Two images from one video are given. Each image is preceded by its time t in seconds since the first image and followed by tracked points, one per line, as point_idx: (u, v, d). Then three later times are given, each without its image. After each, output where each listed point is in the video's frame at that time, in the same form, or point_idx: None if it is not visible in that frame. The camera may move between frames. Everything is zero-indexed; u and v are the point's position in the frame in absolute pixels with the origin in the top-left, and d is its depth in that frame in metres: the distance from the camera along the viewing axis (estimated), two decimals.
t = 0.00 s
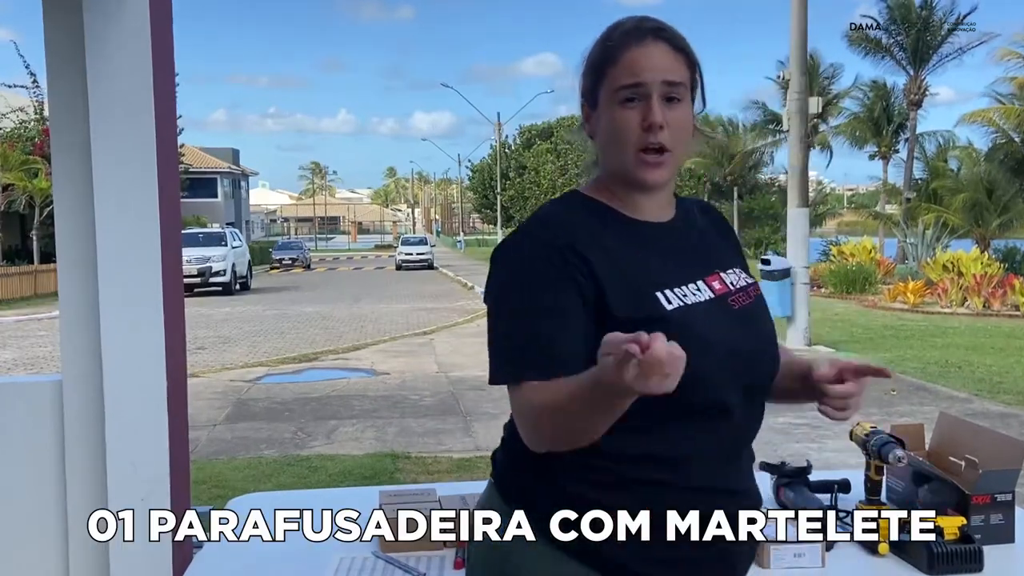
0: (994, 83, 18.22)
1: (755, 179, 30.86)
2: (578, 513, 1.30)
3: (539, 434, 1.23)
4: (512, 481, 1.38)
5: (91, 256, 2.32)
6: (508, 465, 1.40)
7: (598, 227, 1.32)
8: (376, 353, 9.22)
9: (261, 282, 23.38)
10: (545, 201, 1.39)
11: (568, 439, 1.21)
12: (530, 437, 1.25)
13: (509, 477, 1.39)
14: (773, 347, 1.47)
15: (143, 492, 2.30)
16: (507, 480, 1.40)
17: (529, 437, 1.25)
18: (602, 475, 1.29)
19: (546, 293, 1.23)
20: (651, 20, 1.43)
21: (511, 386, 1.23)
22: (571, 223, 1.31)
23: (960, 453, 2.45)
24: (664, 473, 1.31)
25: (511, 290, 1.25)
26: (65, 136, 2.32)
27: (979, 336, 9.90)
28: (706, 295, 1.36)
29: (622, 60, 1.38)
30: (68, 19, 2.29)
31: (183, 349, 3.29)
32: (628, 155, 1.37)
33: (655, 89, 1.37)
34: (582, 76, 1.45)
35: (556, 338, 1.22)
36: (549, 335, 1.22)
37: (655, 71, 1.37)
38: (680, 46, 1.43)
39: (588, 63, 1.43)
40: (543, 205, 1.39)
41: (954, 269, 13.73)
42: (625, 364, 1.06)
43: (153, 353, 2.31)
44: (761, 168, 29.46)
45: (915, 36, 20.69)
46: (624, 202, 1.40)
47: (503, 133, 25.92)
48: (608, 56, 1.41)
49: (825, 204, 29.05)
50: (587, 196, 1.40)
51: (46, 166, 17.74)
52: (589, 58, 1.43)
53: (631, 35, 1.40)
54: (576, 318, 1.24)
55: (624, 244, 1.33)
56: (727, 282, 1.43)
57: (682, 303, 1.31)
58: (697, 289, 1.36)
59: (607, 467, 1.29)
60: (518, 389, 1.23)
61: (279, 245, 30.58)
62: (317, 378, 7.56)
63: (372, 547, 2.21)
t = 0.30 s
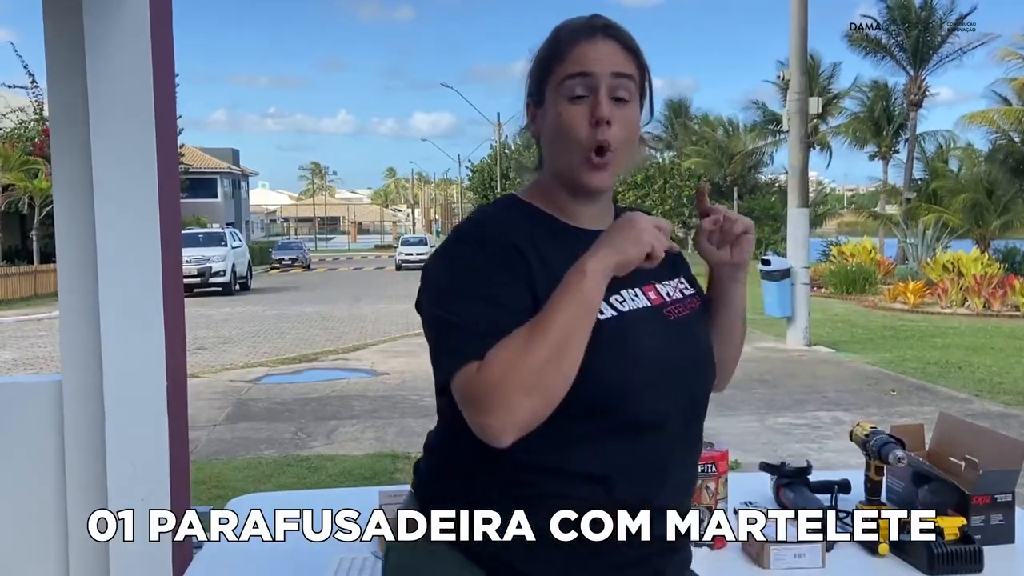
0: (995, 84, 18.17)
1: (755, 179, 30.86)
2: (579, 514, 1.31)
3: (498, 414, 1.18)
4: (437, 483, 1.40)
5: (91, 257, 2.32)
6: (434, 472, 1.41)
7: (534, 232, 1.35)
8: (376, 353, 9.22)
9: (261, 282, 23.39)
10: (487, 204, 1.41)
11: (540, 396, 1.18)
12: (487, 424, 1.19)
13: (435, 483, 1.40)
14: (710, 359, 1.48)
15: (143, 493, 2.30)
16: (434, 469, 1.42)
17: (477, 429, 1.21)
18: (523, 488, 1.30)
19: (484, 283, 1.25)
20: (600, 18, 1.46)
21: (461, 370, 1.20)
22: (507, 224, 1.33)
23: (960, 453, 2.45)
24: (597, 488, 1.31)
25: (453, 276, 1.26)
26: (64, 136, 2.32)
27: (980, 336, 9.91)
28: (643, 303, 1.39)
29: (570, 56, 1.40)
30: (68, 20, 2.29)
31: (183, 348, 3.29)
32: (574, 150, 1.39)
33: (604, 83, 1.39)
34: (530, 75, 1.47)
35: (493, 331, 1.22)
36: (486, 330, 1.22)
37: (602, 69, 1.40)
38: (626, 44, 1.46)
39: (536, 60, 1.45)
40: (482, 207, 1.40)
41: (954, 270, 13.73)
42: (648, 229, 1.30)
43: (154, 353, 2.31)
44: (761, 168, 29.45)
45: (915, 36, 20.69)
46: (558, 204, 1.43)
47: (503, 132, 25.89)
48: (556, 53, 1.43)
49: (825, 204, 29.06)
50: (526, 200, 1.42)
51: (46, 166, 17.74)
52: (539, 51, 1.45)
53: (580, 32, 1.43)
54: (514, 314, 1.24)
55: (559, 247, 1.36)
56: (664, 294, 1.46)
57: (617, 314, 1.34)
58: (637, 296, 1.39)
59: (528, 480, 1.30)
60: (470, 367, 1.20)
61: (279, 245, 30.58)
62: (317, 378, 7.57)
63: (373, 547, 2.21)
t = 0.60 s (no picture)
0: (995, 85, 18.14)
1: (753, 179, 30.94)
2: (578, 514, 1.35)
3: (444, 439, 1.20)
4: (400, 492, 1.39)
5: (91, 257, 2.32)
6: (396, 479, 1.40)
7: (508, 231, 1.34)
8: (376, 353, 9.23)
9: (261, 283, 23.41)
10: (455, 201, 1.42)
11: (478, 441, 1.20)
12: (431, 445, 1.20)
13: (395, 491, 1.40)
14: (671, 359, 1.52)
15: (143, 492, 2.30)
16: (395, 474, 1.41)
17: (420, 451, 1.21)
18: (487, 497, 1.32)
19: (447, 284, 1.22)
20: (592, 26, 1.47)
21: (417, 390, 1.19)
22: (478, 223, 1.31)
23: (960, 452, 2.45)
24: (578, 493, 1.36)
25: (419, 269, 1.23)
26: (64, 137, 2.32)
27: (979, 336, 9.93)
28: (614, 311, 1.41)
29: (560, 60, 1.41)
30: (68, 22, 2.29)
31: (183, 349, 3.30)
32: (550, 159, 1.40)
33: (592, 100, 1.42)
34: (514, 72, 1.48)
35: (459, 339, 1.21)
36: (451, 337, 1.21)
37: (592, 82, 1.41)
38: (620, 65, 1.48)
39: (524, 59, 1.46)
40: (455, 205, 1.39)
41: (954, 270, 13.75)
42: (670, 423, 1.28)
43: (154, 352, 2.31)
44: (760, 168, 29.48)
45: (915, 36, 20.67)
46: (533, 207, 1.42)
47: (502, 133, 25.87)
48: (544, 55, 1.44)
49: (824, 204, 29.14)
50: (503, 200, 1.41)
51: (46, 166, 17.75)
52: (530, 51, 1.45)
53: (576, 39, 1.43)
54: (483, 321, 1.23)
55: (530, 251, 1.34)
56: (631, 304, 1.48)
57: (590, 315, 1.35)
58: (606, 302, 1.41)
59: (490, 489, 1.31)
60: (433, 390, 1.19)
61: (279, 245, 30.59)
62: (317, 378, 7.58)
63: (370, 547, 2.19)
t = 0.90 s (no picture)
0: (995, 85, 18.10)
1: (752, 179, 30.99)
2: (578, 515, 1.35)
3: (410, 458, 1.22)
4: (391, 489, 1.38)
5: (91, 257, 2.32)
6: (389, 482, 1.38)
7: (492, 239, 1.33)
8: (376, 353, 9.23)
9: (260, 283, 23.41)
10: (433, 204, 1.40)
11: (435, 475, 1.24)
12: (394, 465, 1.23)
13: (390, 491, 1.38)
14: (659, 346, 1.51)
15: (143, 493, 2.30)
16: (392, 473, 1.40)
17: (388, 466, 1.24)
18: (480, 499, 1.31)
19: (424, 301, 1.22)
20: (578, 31, 1.41)
21: (390, 413, 1.20)
22: (461, 233, 1.30)
23: (960, 452, 2.45)
24: (575, 498, 1.37)
25: (396, 285, 1.22)
26: (64, 137, 2.32)
27: (980, 336, 9.93)
28: (599, 307, 1.40)
29: (545, 74, 1.37)
30: (67, 22, 2.29)
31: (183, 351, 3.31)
32: (527, 176, 1.38)
33: (574, 117, 1.38)
34: (491, 69, 1.43)
35: (436, 356, 1.21)
36: (428, 352, 1.20)
37: (577, 98, 1.37)
38: (606, 75, 1.44)
39: (504, 60, 1.40)
40: (435, 209, 1.37)
41: (954, 270, 13.76)
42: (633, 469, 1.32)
43: (154, 353, 2.31)
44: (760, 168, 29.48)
45: (915, 36, 20.67)
46: (513, 213, 1.41)
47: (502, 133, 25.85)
48: (527, 63, 1.39)
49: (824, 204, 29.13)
50: (481, 205, 1.40)
51: (46, 167, 17.76)
52: (510, 55, 1.40)
53: (562, 47, 1.38)
54: (464, 338, 1.23)
55: (512, 255, 1.33)
56: (613, 296, 1.47)
57: (579, 314, 1.34)
58: (591, 298, 1.40)
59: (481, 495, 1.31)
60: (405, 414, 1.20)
61: (279, 245, 30.60)
62: (317, 378, 7.58)
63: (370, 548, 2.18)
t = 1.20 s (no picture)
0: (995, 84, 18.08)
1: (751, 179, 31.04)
2: (578, 516, 1.36)
3: (399, 476, 1.21)
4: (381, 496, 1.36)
5: (90, 258, 2.32)
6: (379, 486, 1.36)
7: (467, 247, 1.32)
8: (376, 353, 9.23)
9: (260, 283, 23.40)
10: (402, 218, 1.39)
11: (426, 490, 1.23)
12: (386, 484, 1.22)
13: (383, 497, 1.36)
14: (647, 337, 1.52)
15: (143, 493, 2.31)
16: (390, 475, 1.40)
17: (378, 487, 1.23)
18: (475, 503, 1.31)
19: (397, 318, 1.21)
20: (513, 25, 1.38)
21: (373, 435, 1.20)
22: (437, 244, 1.29)
23: (960, 452, 2.45)
24: (572, 498, 1.37)
25: (366, 307, 1.22)
26: (65, 137, 2.32)
27: (980, 336, 9.93)
28: (579, 299, 1.39)
29: (486, 77, 1.34)
30: (67, 22, 2.29)
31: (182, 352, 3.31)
32: (488, 178, 1.36)
33: (524, 113, 1.35)
34: (434, 77, 1.41)
35: (414, 373, 1.21)
36: (403, 369, 1.20)
37: (523, 93, 1.34)
38: (548, 64, 1.39)
39: (445, 66, 1.37)
40: (405, 222, 1.37)
41: (954, 270, 13.76)
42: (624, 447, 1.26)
43: (154, 353, 2.32)
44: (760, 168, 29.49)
45: (914, 36, 20.66)
46: (483, 214, 1.40)
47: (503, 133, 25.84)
48: (466, 66, 1.36)
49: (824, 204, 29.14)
50: (449, 212, 1.39)
51: (46, 167, 17.75)
52: (447, 62, 1.37)
53: (498, 45, 1.34)
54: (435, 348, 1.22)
55: (485, 260, 1.33)
56: (594, 285, 1.47)
57: (555, 312, 1.33)
58: (569, 292, 1.39)
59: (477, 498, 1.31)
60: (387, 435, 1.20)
61: (279, 245, 30.61)
62: (317, 378, 7.58)
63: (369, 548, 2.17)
